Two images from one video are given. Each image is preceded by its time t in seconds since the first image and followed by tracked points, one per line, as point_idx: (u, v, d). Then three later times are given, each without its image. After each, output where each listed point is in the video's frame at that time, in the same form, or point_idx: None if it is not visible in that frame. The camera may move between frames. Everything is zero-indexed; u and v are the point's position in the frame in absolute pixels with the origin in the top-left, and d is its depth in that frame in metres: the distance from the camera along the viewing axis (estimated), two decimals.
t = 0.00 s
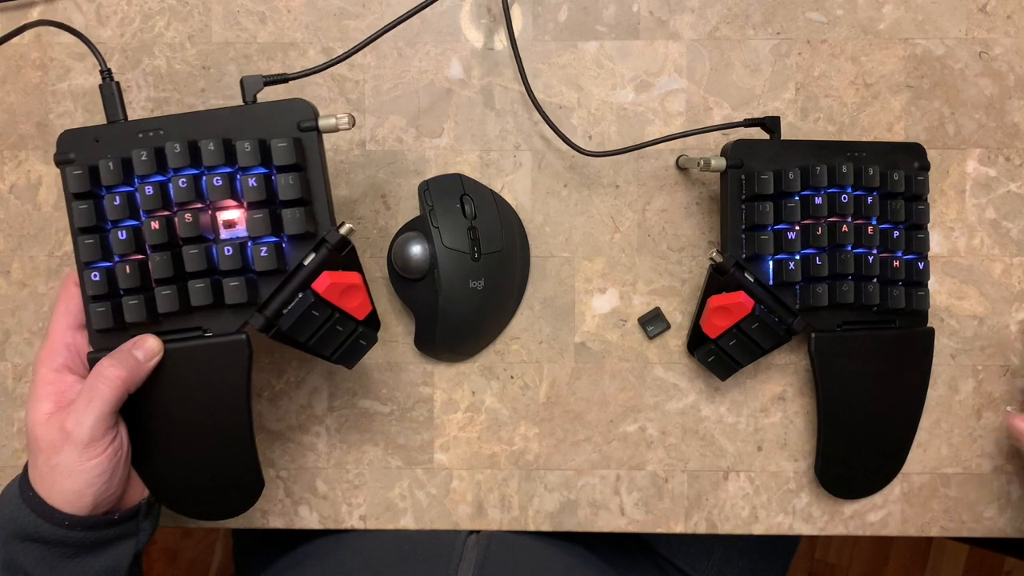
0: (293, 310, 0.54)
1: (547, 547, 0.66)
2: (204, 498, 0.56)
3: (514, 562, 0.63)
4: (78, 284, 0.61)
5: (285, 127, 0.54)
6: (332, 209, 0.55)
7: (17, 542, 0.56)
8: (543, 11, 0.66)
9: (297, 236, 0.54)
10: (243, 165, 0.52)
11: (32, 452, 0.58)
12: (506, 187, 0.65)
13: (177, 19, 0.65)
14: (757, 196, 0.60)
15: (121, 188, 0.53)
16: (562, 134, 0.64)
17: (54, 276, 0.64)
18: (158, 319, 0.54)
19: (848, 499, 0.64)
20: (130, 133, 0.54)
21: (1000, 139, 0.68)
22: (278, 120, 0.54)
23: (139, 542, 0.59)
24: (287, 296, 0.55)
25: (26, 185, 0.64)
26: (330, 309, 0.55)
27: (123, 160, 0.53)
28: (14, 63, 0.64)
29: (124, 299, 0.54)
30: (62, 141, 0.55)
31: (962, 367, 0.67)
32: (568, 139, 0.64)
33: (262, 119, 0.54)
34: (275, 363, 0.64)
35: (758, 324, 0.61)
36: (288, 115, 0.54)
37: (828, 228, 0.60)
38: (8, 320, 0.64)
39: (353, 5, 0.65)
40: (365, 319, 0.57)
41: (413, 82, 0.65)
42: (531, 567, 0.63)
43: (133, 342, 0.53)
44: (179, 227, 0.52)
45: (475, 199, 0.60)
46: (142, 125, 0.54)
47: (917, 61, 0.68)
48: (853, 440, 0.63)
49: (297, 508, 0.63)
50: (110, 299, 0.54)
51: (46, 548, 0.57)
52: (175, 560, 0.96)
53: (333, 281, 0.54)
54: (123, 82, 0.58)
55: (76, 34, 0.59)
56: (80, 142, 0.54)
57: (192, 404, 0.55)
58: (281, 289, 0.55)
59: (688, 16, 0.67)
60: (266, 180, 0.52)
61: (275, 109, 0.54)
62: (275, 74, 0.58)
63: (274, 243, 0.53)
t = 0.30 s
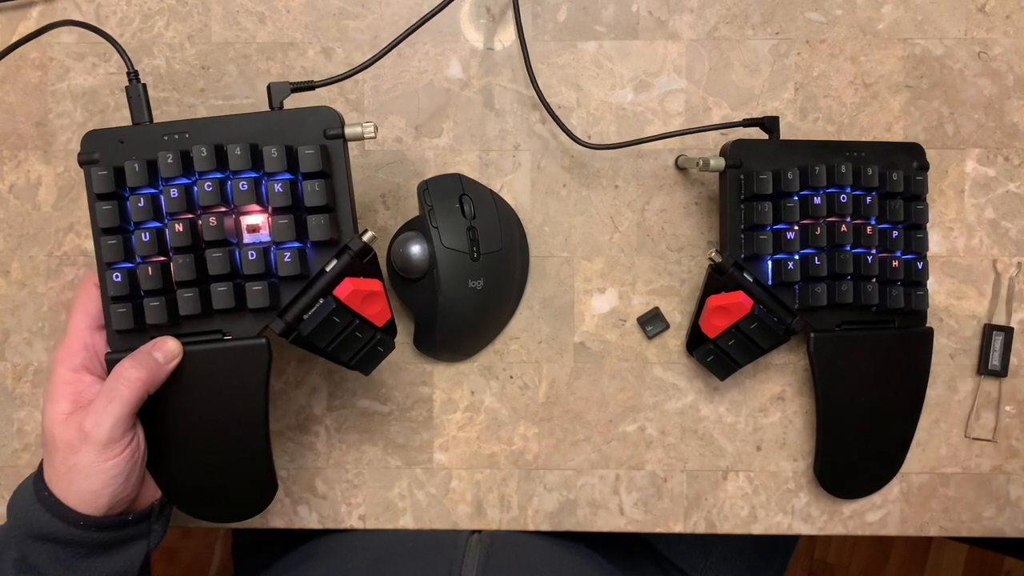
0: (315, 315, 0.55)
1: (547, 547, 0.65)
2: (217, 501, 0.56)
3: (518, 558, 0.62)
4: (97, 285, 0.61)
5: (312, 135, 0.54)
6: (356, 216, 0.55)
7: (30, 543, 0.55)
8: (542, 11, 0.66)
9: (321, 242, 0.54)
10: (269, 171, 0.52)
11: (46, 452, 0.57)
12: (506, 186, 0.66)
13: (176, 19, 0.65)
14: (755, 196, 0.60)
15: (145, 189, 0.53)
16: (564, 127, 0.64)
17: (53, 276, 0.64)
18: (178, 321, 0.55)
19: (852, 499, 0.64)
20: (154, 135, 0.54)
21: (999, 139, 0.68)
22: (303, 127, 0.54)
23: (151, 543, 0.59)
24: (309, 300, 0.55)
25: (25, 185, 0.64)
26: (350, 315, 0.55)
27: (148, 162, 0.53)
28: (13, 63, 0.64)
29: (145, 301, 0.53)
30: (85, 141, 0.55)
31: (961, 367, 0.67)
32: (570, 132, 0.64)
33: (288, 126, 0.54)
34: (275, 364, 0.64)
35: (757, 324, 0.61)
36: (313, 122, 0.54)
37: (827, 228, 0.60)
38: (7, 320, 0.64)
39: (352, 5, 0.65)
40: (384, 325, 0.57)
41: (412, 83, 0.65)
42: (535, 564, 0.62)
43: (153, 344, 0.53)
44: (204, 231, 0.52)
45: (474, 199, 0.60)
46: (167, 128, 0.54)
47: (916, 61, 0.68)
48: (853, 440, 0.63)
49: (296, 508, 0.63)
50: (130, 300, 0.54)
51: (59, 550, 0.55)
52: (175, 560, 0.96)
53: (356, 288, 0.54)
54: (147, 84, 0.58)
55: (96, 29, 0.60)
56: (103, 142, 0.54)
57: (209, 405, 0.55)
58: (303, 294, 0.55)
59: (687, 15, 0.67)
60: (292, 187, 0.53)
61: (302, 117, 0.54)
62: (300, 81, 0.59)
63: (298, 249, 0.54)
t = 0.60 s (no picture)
0: (318, 317, 0.55)
1: (546, 545, 0.66)
2: (220, 501, 0.56)
3: (520, 559, 0.63)
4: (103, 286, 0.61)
5: (314, 137, 0.54)
6: (358, 218, 0.55)
7: (37, 541, 0.55)
8: (541, 10, 0.66)
9: (323, 244, 0.54)
10: (272, 173, 0.52)
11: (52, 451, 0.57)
12: (505, 186, 0.66)
13: (175, 19, 0.65)
14: (754, 196, 0.60)
15: (148, 192, 0.53)
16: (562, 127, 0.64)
17: (52, 276, 0.64)
18: (182, 322, 0.55)
19: (852, 498, 0.64)
20: (157, 137, 0.54)
21: (998, 139, 0.68)
22: (306, 130, 0.54)
23: (156, 543, 0.59)
24: (312, 302, 0.55)
25: (24, 185, 0.64)
26: (353, 317, 0.55)
27: (151, 165, 0.53)
28: (12, 62, 0.64)
29: (149, 303, 0.54)
30: (88, 143, 0.55)
31: (960, 366, 0.67)
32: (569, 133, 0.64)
33: (290, 128, 0.54)
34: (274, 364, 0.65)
35: (756, 323, 0.60)
36: (315, 125, 0.54)
37: (826, 228, 0.60)
38: (6, 320, 0.64)
39: (351, 5, 0.65)
40: (388, 327, 0.57)
41: (412, 83, 0.65)
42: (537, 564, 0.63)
43: (157, 346, 0.53)
44: (206, 233, 0.52)
45: (473, 199, 0.61)
46: (170, 130, 0.54)
47: (915, 60, 0.68)
48: (853, 440, 0.63)
49: (295, 507, 0.63)
50: (134, 302, 0.54)
51: (65, 548, 0.56)
52: (175, 559, 0.96)
53: (358, 290, 0.54)
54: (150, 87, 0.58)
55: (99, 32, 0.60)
56: (107, 145, 0.54)
57: (214, 406, 0.55)
58: (306, 296, 0.55)
59: (686, 15, 0.67)
60: (294, 189, 0.53)
61: (304, 119, 0.54)
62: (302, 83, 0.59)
63: (300, 251, 0.54)
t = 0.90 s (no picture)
0: (308, 319, 0.55)
1: (545, 546, 0.65)
2: (213, 502, 0.56)
3: (520, 559, 0.63)
4: (93, 292, 0.61)
5: (302, 140, 0.55)
6: (347, 219, 0.55)
7: (30, 547, 0.55)
8: (541, 10, 0.66)
9: (313, 247, 0.54)
10: (259, 176, 0.52)
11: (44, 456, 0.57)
12: (505, 186, 0.66)
13: (175, 18, 0.65)
14: (754, 196, 0.60)
15: (137, 197, 0.53)
16: (560, 128, 0.64)
17: (52, 276, 0.64)
18: (173, 326, 0.55)
19: (848, 499, 0.64)
20: (146, 142, 0.54)
21: (998, 139, 0.68)
22: (294, 133, 0.54)
23: (150, 546, 0.59)
24: (302, 304, 0.55)
25: (24, 185, 0.64)
26: (343, 318, 0.55)
27: (140, 169, 0.53)
28: (13, 62, 0.64)
29: (139, 307, 0.53)
30: (78, 150, 0.55)
31: (960, 366, 0.67)
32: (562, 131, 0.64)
33: (277, 132, 0.54)
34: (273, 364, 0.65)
35: (755, 324, 0.60)
36: (303, 128, 0.54)
37: (826, 228, 0.60)
38: (5, 320, 0.64)
39: (351, 5, 0.65)
40: (378, 328, 0.57)
41: (411, 83, 0.65)
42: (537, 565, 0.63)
43: (148, 351, 0.53)
44: (196, 236, 0.52)
45: (473, 199, 0.60)
46: (158, 136, 0.54)
47: (914, 60, 0.68)
48: (852, 439, 0.63)
49: (295, 507, 0.63)
50: (125, 306, 0.54)
51: (59, 553, 0.56)
52: (175, 559, 0.96)
53: (348, 292, 0.54)
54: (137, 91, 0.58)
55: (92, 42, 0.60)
56: (95, 150, 0.54)
57: (207, 408, 0.55)
58: (295, 298, 0.55)
59: (686, 15, 0.67)
60: (282, 192, 0.53)
61: (291, 123, 0.54)
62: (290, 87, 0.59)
63: (290, 253, 0.54)
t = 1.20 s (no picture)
0: (315, 317, 0.55)
1: (545, 546, 0.65)
2: (219, 499, 0.56)
3: (521, 559, 0.63)
4: (101, 290, 0.61)
5: (311, 140, 0.55)
6: (355, 219, 0.55)
7: (37, 543, 0.55)
8: (541, 11, 0.66)
9: (320, 246, 0.54)
10: (268, 176, 0.52)
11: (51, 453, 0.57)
12: (505, 186, 0.65)
13: (176, 19, 0.65)
14: (754, 196, 0.60)
15: (146, 196, 0.53)
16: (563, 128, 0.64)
17: (52, 276, 0.64)
18: (180, 324, 0.55)
19: (850, 498, 0.63)
20: (156, 142, 0.54)
21: (999, 139, 0.68)
22: (302, 133, 0.54)
23: (156, 544, 0.59)
24: (309, 304, 0.55)
25: (24, 185, 0.64)
26: (350, 317, 0.55)
27: (149, 168, 0.53)
28: (13, 62, 0.64)
29: (148, 305, 0.53)
30: (87, 148, 0.55)
31: (960, 366, 0.67)
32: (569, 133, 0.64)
33: (286, 132, 0.54)
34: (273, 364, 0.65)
35: (756, 323, 0.61)
36: (312, 128, 0.54)
37: (827, 228, 0.60)
38: (6, 320, 0.64)
39: (352, 5, 0.65)
40: (384, 327, 0.56)
41: (412, 83, 0.65)
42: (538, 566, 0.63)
43: (156, 349, 0.53)
44: (205, 235, 0.52)
45: (473, 199, 0.60)
46: (168, 135, 0.54)
47: (915, 61, 0.68)
48: (854, 439, 0.63)
49: (296, 508, 0.63)
50: (133, 304, 0.54)
51: (65, 549, 0.56)
52: (175, 559, 0.96)
53: (355, 291, 0.54)
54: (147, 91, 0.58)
55: (100, 40, 0.60)
56: (105, 149, 0.54)
57: (213, 406, 0.55)
58: (302, 297, 0.55)
59: (686, 15, 0.67)
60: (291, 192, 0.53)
61: (300, 123, 0.54)
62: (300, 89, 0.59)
63: (298, 253, 0.54)
